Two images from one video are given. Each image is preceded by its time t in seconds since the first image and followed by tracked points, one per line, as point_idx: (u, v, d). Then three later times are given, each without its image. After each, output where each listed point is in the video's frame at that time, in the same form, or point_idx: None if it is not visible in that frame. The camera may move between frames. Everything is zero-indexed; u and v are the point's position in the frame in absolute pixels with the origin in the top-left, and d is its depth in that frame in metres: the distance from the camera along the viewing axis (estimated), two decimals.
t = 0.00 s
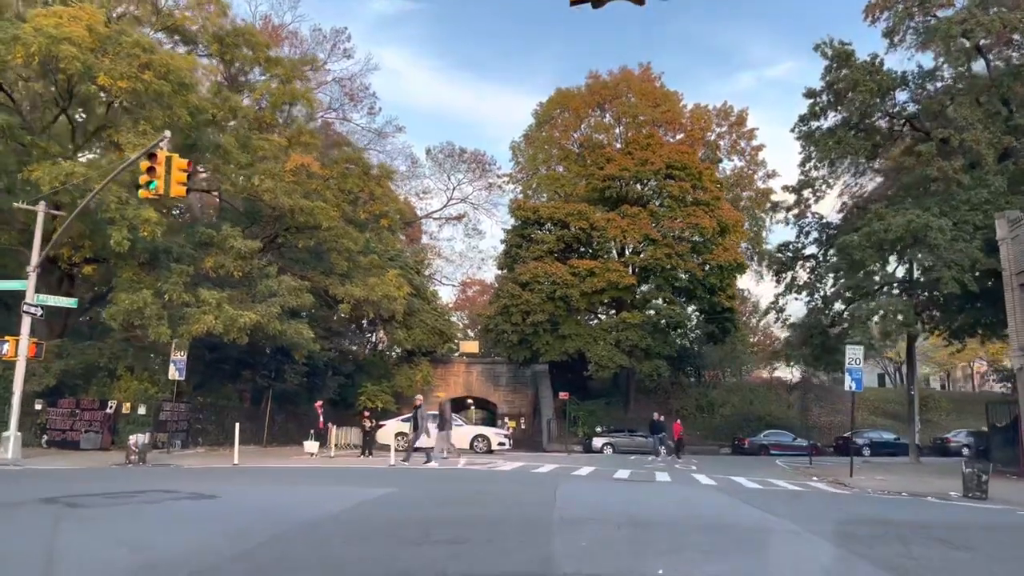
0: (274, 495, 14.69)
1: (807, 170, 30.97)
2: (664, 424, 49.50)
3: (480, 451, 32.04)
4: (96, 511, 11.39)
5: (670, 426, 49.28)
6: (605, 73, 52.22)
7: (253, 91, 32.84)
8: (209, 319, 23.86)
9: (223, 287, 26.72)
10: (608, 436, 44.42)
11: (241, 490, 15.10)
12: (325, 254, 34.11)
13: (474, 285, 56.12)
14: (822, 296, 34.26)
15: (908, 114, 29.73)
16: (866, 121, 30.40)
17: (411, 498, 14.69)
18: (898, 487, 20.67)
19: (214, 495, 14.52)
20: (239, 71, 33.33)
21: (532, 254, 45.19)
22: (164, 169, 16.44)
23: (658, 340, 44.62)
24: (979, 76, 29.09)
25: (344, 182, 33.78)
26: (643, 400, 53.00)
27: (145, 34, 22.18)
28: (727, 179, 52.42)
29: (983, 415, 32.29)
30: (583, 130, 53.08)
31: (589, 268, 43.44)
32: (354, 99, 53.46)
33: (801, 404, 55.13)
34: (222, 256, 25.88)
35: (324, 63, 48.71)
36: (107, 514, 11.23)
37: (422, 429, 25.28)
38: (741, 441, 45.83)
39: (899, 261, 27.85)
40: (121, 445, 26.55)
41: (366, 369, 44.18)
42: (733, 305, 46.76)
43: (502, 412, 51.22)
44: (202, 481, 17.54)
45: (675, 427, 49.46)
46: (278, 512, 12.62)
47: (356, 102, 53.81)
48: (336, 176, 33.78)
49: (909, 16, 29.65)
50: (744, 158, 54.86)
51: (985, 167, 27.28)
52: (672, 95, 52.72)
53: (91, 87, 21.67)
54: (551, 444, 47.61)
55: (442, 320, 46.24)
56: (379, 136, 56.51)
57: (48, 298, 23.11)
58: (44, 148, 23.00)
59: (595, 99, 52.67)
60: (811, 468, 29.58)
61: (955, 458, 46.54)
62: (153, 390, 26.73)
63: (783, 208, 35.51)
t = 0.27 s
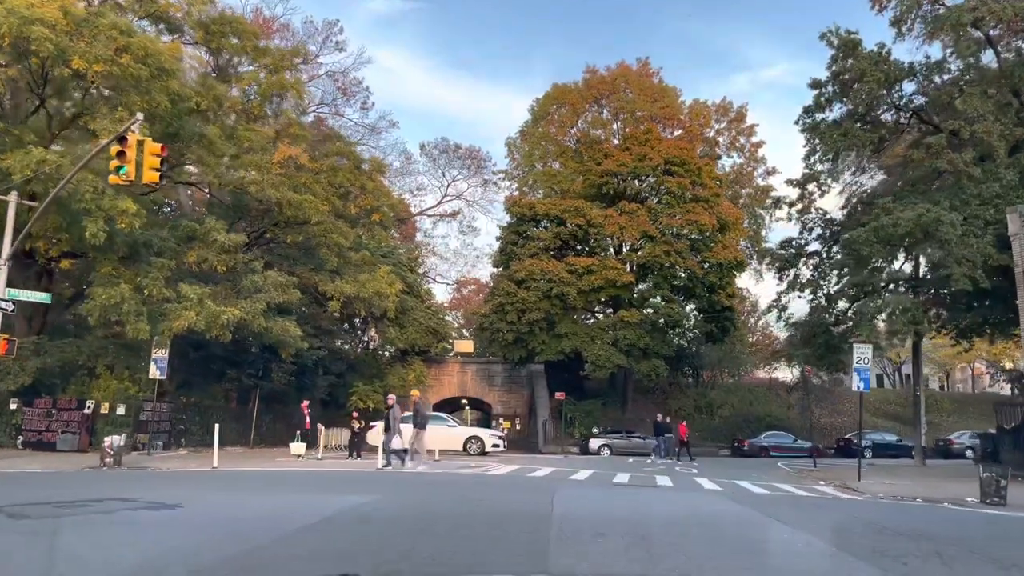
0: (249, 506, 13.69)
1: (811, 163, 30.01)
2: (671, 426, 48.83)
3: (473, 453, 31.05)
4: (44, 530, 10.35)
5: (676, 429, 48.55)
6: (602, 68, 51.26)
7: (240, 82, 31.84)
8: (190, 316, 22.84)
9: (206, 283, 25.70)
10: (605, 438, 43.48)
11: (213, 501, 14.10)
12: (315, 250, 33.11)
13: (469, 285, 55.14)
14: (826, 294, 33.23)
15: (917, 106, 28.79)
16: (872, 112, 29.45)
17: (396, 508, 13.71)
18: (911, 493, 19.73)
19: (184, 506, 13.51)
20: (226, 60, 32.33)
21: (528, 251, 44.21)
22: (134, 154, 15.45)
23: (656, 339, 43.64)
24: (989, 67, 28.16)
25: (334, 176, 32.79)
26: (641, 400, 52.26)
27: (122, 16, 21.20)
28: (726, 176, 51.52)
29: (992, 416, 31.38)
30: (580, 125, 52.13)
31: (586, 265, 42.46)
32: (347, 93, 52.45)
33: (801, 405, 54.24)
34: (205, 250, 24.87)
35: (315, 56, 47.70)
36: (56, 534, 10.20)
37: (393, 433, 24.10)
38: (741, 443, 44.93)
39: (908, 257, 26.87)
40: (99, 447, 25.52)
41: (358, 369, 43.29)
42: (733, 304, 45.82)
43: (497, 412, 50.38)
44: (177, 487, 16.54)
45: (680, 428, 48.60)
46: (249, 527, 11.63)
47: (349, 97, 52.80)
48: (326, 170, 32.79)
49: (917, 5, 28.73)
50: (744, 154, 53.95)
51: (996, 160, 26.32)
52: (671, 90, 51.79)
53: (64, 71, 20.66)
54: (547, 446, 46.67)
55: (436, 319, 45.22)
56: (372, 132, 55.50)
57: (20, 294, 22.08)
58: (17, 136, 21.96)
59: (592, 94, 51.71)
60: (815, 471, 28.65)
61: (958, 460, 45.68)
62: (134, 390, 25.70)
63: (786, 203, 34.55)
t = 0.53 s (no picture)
0: (220, 518, 12.66)
1: (818, 156, 29.02)
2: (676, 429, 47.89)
3: (466, 456, 29.94)
4: None
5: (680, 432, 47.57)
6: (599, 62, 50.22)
7: (228, 71, 30.75)
8: (169, 311, 21.76)
9: (188, 278, 24.66)
10: (603, 440, 42.52)
11: (182, 512, 13.07)
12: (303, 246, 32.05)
13: (464, 284, 54.10)
14: (831, 292, 32.20)
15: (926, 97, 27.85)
16: (881, 103, 28.47)
17: (380, 518, 12.70)
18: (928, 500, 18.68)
19: (149, 517, 12.49)
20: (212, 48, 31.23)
21: (524, 248, 43.18)
22: (100, 134, 14.40)
23: (655, 339, 42.63)
24: (1002, 56, 27.20)
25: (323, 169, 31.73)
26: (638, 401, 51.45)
27: None
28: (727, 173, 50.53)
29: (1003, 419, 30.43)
30: (577, 121, 51.12)
31: (583, 263, 41.43)
32: (340, 87, 51.39)
33: (801, 407, 53.24)
34: (187, 243, 23.79)
35: (307, 49, 46.66)
36: None
37: (366, 438, 22.83)
38: (741, 445, 43.97)
39: (919, 252, 25.89)
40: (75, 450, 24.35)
41: (349, 368, 42.41)
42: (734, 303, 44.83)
43: (492, 413, 49.42)
44: (147, 495, 15.48)
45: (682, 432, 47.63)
46: (218, 542, 10.65)
47: (342, 91, 51.73)
48: (316, 162, 31.73)
49: None
50: (744, 150, 52.99)
51: (1011, 152, 25.35)
52: (670, 85, 50.80)
53: (35, 52, 19.61)
54: (543, 447, 45.67)
55: (430, 318, 44.16)
56: (365, 127, 54.40)
57: None
58: None
59: (589, 89, 50.72)
60: (820, 475, 27.65)
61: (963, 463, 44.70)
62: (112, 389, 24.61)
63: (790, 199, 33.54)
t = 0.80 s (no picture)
0: (185, 534, 11.51)
1: (823, 147, 27.98)
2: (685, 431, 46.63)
3: (458, 458, 28.77)
4: None
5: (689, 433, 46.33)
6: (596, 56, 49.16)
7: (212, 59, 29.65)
8: (144, 307, 20.63)
9: (167, 272, 23.50)
10: (599, 442, 41.47)
11: (145, 526, 11.91)
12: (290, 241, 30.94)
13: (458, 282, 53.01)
14: (836, 289, 31.06)
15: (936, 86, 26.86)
16: (889, 93, 27.47)
17: (362, 536, 11.59)
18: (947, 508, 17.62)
19: (107, 533, 11.31)
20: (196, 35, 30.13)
21: (518, 245, 42.08)
22: (60, 113, 13.35)
23: (653, 338, 41.56)
24: (1015, 44, 26.20)
25: (311, 161, 30.62)
26: (635, 402, 50.42)
27: None
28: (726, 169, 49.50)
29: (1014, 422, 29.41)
30: (573, 116, 50.05)
31: (579, 260, 40.35)
32: (331, 81, 50.27)
33: (802, 408, 52.18)
34: (165, 236, 22.66)
35: (297, 41, 45.48)
36: None
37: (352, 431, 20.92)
38: (740, 447, 42.96)
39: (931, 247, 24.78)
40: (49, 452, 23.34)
41: (338, 368, 41.39)
42: (733, 302, 43.79)
43: (485, 414, 48.31)
44: (112, 505, 14.35)
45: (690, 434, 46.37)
46: (176, 566, 9.52)
47: (333, 84, 50.60)
48: (303, 154, 30.64)
49: None
50: (743, 147, 51.99)
51: None
52: (668, 80, 49.78)
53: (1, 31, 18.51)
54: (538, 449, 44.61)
55: (421, 317, 43.05)
56: (357, 122, 53.28)
57: None
58: None
59: (585, 84, 49.67)
60: (826, 479, 26.54)
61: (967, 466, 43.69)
62: (86, 389, 23.45)
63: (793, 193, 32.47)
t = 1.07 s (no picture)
0: (134, 554, 10.28)
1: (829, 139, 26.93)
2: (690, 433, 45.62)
3: (449, 462, 27.58)
4: None
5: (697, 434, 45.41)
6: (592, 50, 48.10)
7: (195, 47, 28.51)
8: (115, 303, 19.48)
9: (142, 267, 22.33)
10: (595, 444, 40.40)
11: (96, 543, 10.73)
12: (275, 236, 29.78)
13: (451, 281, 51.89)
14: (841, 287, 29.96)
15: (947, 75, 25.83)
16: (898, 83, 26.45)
17: (341, 550, 10.50)
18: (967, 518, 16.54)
19: (54, 553, 10.17)
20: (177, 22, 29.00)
21: (513, 242, 40.97)
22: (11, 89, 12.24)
23: (651, 338, 40.47)
24: None
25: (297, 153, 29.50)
26: (632, 403, 49.33)
27: None
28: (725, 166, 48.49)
29: None
30: (569, 111, 48.98)
31: (575, 257, 39.25)
32: (321, 75, 49.14)
33: (802, 410, 51.17)
34: (140, 228, 21.52)
35: (286, 33, 44.34)
36: None
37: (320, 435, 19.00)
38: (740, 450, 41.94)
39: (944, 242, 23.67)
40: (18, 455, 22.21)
41: (327, 368, 40.32)
42: (733, 301, 42.73)
43: (478, 416, 47.25)
44: (69, 516, 13.21)
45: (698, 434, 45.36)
46: None
47: (323, 79, 49.47)
48: (289, 145, 29.51)
49: None
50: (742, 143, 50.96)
51: None
52: (665, 75, 48.75)
53: None
54: (532, 452, 43.55)
55: (413, 316, 41.86)
56: (348, 117, 52.15)
57: None
58: None
59: (582, 78, 48.61)
60: (833, 484, 25.48)
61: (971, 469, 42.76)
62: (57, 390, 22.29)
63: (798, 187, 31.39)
